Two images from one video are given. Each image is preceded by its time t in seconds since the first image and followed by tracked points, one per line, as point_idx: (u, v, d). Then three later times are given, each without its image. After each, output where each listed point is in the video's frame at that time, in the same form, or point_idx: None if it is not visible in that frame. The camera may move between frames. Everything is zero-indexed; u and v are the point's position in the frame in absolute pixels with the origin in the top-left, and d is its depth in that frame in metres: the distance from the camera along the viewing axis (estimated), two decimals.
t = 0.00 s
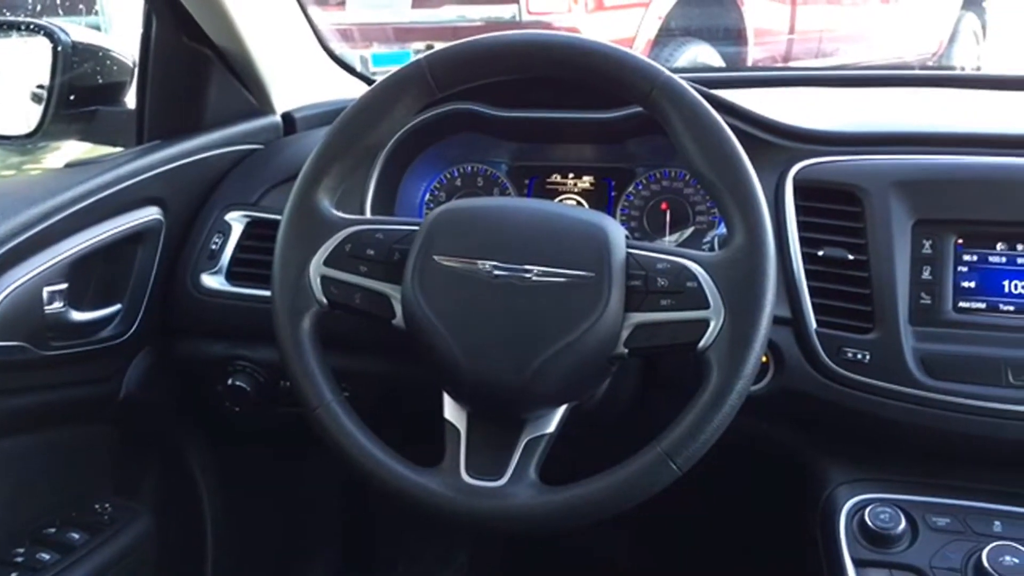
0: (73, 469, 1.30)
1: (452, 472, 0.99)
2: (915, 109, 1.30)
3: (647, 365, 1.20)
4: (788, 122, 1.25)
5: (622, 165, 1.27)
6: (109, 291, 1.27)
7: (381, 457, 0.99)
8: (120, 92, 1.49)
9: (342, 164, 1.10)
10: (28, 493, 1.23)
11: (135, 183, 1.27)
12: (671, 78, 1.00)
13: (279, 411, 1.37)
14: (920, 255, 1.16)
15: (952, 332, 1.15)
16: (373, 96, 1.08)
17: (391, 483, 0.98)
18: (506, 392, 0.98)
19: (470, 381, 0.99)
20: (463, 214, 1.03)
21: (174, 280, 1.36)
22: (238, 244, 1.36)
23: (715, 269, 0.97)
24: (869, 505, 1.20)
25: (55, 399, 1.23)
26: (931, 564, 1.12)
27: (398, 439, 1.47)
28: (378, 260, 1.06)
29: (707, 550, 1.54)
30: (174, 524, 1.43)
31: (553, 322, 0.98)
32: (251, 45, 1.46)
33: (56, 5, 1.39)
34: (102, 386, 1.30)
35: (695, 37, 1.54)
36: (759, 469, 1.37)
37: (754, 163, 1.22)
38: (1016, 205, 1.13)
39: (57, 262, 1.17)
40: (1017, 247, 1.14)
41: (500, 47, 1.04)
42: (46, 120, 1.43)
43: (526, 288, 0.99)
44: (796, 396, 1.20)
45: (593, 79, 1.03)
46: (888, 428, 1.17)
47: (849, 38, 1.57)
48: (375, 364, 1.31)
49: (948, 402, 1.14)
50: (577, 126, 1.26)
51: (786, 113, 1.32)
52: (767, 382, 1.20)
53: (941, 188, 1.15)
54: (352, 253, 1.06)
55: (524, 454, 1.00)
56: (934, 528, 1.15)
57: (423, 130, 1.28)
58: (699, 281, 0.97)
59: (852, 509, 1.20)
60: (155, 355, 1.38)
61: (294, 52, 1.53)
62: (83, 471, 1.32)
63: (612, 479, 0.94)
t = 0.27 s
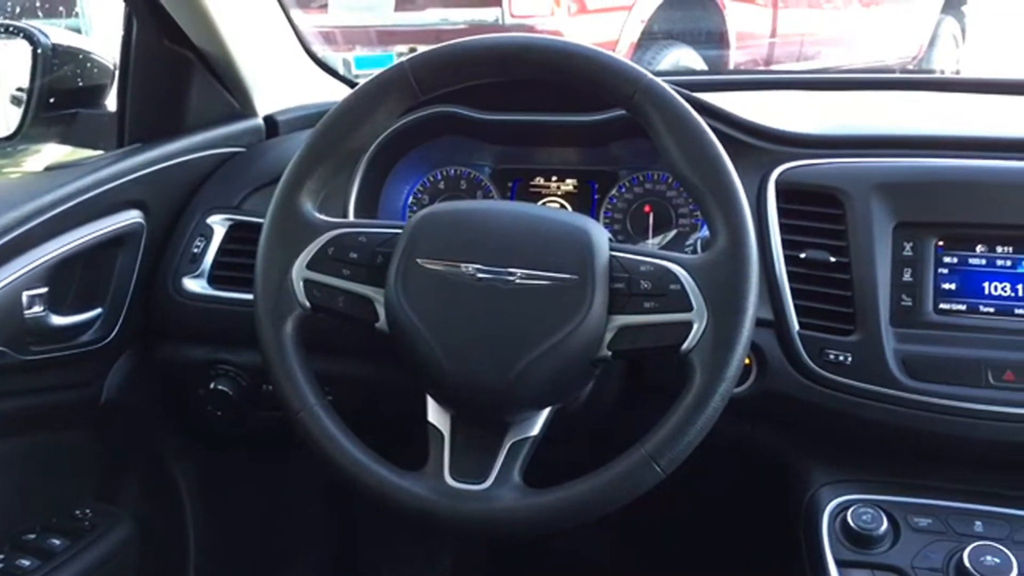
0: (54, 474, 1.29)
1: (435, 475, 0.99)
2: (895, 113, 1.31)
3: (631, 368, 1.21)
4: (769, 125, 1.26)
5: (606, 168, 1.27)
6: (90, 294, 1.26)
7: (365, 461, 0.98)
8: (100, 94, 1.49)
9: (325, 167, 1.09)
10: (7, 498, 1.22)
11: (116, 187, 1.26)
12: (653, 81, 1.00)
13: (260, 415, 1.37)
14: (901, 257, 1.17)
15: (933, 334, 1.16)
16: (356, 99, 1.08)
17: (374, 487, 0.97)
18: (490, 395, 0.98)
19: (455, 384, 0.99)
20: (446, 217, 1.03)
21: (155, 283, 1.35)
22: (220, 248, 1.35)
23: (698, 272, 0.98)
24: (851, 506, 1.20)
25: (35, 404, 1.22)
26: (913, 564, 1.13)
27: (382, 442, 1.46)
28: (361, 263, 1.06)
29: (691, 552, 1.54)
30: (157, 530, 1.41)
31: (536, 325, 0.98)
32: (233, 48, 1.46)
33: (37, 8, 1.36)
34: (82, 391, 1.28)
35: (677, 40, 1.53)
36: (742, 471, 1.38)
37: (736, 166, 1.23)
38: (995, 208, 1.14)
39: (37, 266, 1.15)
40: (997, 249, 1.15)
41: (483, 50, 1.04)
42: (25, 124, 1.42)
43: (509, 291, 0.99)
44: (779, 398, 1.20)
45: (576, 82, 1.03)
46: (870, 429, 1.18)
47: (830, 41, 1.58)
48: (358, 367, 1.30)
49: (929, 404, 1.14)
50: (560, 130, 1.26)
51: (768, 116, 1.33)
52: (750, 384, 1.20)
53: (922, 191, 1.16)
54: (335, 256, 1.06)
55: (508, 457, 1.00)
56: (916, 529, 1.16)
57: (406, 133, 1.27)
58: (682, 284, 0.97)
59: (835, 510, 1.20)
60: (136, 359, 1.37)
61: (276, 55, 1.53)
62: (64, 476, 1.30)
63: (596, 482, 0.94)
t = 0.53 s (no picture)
0: (34, 478, 1.28)
1: (419, 477, 0.99)
2: (875, 115, 1.32)
3: (614, 369, 1.21)
4: (751, 126, 1.26)
5: (589, 169, 1.27)
6: (70, 297, 1.26)
7: (348, 464, 0.98)
8: (80, 96, 1.48)
9: (307, 169, 1.09)
10: None
11: (97, 188, 1.25)
12: (636, 82, 1.01)
13: (243, 418, 1.36)
14: (881, 258, 1.17)
15: (913, 334, 1.17)
16: (338, 100, 1.08)
17: (358, 489, 0.97)
18: (473, 396, 0.98)
19: (438, 386, 0.99)
20: (429, 219, 1.03)
21: (136, 286, 1.34)
22: (202, 250, 1.35)
23: (680, 273, 0.98)
24: (833, 506, 1.21)
25: (14, 408, 1.21)
26: (894, 563, 1.13)
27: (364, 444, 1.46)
28: (344, 265, 1.05)
29: (674, 552, 1.54)
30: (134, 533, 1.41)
31: (519, 326, 0.98)
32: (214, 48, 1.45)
33: (15, 8, 1.33)
34: (62, 394, 1.28)
35: (659, 43, 1.53)
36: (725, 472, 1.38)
37: (718, 168, 1.23)
38: (974, 209, 1.15)
39: (17, 268, 1.14)
40: (976, 250, 1.16)
41: (466, 51, 1.04)
42: (3, 125, 1.38)
43: (492, 293, 0.99)
44: (761, 398, 1.21)
45: (559, 83, 1.03)
46: (851, 429, 1.19)
47: (811, 43, 1.55)
48: (340, 369, 1.30)
49: (910, 404, 1.15)
50: (543, 131, 1.27)
51: (749, 118, 1.34)
52: (732, 385, 1.21)
53: (902, 192, 1.17)
54: (318, 258, 1.06)
55: (492, 458, 1.00)
56: (897, 528, 1.17)
57: (388, 134, 1.27)
58: (665, 285, 0.97)
59: (816, 510, 1.21)
60: (118, 361, 1.36)
61: (257, 56, 1.52)
62: (44, 480, 1.30)
63: (579, 483, 0.94)
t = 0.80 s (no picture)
0: (12, 482, 1.27)
1: (401, 479, 0.98)
2: (856, 115, 1.32)
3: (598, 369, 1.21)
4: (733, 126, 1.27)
5: (573, 170, 1.27)
6: (49, 299, 1.24)
7: (330, 465, 0.98)
8: (58, 95, 1.45)
9: (288, 170, 1.09)
10: None
11: (77, 188, 1.23)
12: (618, 82, 1.01)
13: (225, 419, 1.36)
14: (863, 257, 1.18)
15: (894, 334, 1.17)
16: (320, 100, 1.07)
17: (340, 491, 0.97)
18: (456, 397, 0.98)
19: (420, 387, 0.99)
20: (411, 219, 1.03)
21: (116, 287, 1.33)
22: (183, 250, 1.34)
23: (663, 273, 0.98)
24: (815, 504, 1.22)
25: None
26: (876, 561, 1.14)
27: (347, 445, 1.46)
28: (326, 266, 1.05)
29: (658, 551, 1.55)
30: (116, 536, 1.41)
31: (502, 327, 0.98)
32: (194, 47, 1.44)
33: None
34: (41, 397, 1.26)
35: (642, 44, 1.57)
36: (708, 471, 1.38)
37: (701, 168, 1.23)
38: (954, 208, 1.15)
39: None
40: (956, 249, 1.16)
41: (448, 51, 1.04)
42: None
43: (475, 293, 0.99)
44: (744, 398, 1.21)
45: (541, 83, 1.03)
46: (833, 428, 1.19)
47: (792, 44, 1.62)
48: (323, 370, 1.30)
49: (891, 402, 1.16)
50: (525, 131, 1.27)
51: (731, 118, 1.34)
52: (715, 384, 1.21)
53: (883, 192, 1.17)
54: (300, 259, 1.05)
55: (474, 459, 1.00)
56: (879, 526, 1.17)
57: (370, 134, 1.27)
58: (647, 285, 0.98)
59: (799, 509, 1.21)
60: (98, 363, 1.35)
61: (238, 56, 1.51)
62: (22, 484, 1.29)
63: (562, 483, 0.94)
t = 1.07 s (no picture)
0: None
1: (386, 479, 0.98)
2: (837, 114, 1.33)
3: (583, 369, 1.21)
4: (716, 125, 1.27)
5: (557, 169, 1.27)
6: (31, 300, 1.23)
7: (314, 466, 0.97)
8: (40, 95, 1.46)
9: (272, 169, 1.08)
10: None
11: (58, 188, 1.23)
12: (602, 82, 1.01)
13: (208, 421, 1.35)
14: (845, 256, 1.19)
15: (876, 332, 1.18)
16: (303, 99, 1.07)
17: (325, 491, 0.96)
18: (441, 397, 0.98)
19: (405, 387, 0.99)
20: (395, 219, 1.03)
21: (98, 288, 1.32)
22: (166, 251, 1.33)
23: (647, 272, 0.99)
24: (800, 501, 1.22)
25: None
26: (859, 558, 1.14)
27: (332, 446, 1.45)
28: (310, 266, 1.05)
29: (643, 550, 1.55)
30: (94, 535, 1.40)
31: (486, 326, 0.98)
32: (176, 47, 1.43)
33: None
34: (23, 399, 1.25)
35: (625, 43, 1.57)
36: (693, 470, 1.39)
37: (684, 168, 1.24)
38: (935, 207, 1.16)
39: None
40: (937, 248, 1.17)
41: (432, 51, 1.04)
42: None
43: (460, 292, 0.99)
44: (728, 397, 1.21)
45: (525, 82, 1.03)
46: (817, 426, 1.20)
47: (775, 44, 1.62)
48: (307, 371, 1.29)
49: (874, 400, 1.16)
50: (509, 131, 1.26)
51: (714, 117, 1.34)
52: (699, 383, 1.21)
53: (864, 191, 1.18)
54: (284, 259, 1.05)
55: (459, 459, 1.00)
56: (862, 524, 1.18)
57: (354, 134, 1.26)
58: (632, 284, 0.98)
59: (783, 507, 1.22)
60: (80, 363, 1.34)
61: (220, 55, 1.50)
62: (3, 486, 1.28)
63: (548, 482, 0.94)
